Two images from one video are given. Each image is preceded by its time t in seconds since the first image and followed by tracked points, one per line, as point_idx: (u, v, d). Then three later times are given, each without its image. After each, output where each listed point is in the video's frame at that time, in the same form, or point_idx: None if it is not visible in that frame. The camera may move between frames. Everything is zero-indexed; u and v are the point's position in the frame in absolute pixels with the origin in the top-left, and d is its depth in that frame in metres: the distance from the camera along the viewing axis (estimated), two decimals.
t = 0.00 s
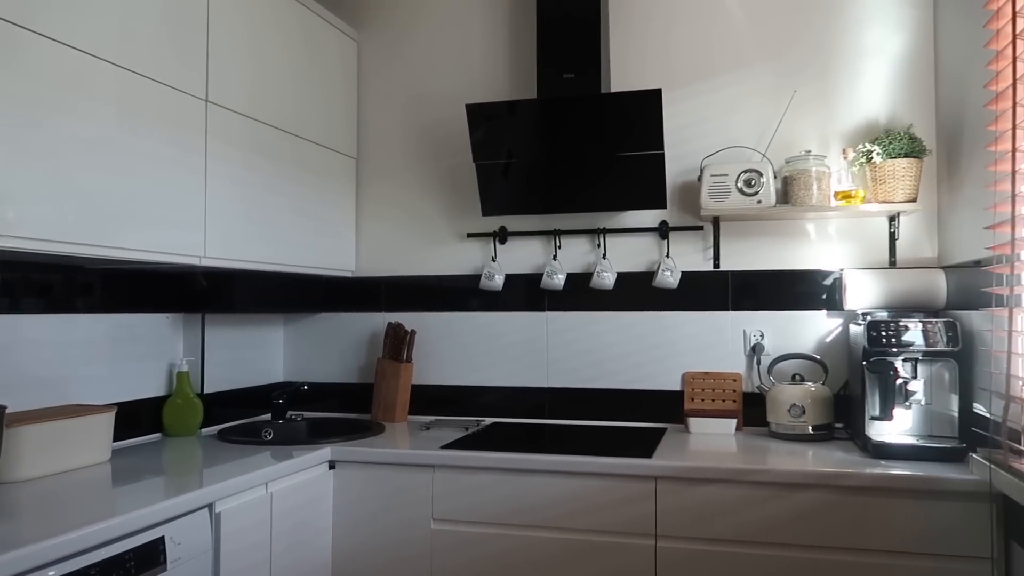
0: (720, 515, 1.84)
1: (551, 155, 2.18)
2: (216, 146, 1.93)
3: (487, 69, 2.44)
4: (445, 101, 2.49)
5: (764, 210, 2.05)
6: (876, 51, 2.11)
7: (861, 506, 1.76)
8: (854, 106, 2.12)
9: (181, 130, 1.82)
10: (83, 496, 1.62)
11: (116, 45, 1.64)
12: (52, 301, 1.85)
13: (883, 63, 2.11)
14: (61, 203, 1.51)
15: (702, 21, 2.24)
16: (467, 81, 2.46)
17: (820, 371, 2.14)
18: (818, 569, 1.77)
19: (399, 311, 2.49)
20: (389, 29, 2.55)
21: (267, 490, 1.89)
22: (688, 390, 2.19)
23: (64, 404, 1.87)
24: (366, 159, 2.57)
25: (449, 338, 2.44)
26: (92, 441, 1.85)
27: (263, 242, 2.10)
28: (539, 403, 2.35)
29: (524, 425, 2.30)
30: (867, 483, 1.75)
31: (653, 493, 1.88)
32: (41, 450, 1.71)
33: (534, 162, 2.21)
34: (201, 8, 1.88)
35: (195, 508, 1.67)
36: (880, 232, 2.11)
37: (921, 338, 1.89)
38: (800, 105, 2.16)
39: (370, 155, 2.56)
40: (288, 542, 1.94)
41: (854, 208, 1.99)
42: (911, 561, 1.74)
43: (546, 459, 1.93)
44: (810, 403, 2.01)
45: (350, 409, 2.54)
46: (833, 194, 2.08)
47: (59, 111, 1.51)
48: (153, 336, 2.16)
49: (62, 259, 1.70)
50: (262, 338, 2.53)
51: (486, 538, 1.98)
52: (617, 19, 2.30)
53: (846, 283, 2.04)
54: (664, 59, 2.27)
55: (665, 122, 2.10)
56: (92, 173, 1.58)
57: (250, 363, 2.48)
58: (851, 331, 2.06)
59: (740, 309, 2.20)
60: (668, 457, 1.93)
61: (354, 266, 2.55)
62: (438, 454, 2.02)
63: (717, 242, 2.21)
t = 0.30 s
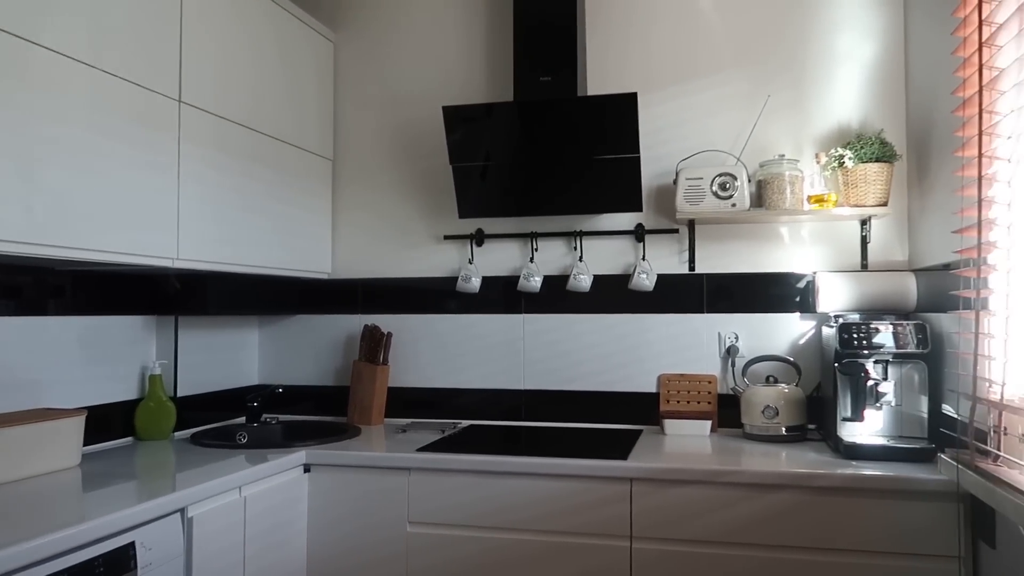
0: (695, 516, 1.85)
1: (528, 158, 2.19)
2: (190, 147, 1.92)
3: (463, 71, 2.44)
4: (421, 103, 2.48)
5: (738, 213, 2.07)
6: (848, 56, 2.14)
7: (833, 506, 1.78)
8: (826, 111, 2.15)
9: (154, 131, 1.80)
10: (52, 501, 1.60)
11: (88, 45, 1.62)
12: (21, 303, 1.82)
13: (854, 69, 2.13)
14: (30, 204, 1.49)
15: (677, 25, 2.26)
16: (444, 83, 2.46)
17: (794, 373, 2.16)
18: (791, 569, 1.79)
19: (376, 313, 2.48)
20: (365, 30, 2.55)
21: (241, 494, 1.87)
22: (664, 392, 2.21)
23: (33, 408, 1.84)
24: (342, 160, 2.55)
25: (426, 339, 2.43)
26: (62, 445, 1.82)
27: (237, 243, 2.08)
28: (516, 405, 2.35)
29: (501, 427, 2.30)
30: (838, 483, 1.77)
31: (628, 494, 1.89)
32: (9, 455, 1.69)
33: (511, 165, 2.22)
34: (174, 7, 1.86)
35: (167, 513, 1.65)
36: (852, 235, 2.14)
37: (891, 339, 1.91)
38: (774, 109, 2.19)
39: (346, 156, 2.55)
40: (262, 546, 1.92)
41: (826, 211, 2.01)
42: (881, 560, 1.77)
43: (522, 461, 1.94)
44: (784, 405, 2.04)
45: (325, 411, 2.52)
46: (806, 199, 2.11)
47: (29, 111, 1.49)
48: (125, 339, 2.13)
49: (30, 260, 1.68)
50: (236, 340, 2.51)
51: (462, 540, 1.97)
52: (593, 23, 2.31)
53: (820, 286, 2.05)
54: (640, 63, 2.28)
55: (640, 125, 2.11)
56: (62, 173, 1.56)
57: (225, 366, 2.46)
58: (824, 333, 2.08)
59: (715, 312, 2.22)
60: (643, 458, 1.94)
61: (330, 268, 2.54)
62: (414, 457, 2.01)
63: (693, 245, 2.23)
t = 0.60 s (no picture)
0: (672, 517, 1.86)
1: (508, 160, 2.19)
2: (167, 147, 1.90)
3: (444, 72, 2.44)
4: (401, 105, 2.48)
5: (716, 216, 2.08)
6: (824, 61, 2.16)
7: (809, 507, 1.80)
8: (803, 115, 2.17)
9: (130, 131, 1.79)
10: (23, 505, 1.57)
11: (62, 44, 1.60)
12: None
13: (831, 73, 2.16)
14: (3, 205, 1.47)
15: (655, 28, 2.27)
16: (424, 84, 2.46)
17: (771, 374, 2.18)
18: (767, 569, 1.80)
19: (355, 315, 2.47)
20: (345, 31, 2.54)
21: (217, 497, 1.86)
22: (643, 394, 2.21)
23: (5, 411, 1.81)
24: (321, 161, 2.54)
25: (405, 341, 2.43)
26: (34, 449, 1.79)
27: (215, 245, 2.07)
28: (496, 407, 2.35)
29: (480, 429, 2.29)
30: (814, 484, 1.78)
31: (607, 496, 1.89)
32: None
33: (491, 166, 2.22)
34: (151, 7, 1.85)
35: (141, 517, 1.63)
36: (828, 238, 2.16)
37: (866, 341, 1.94)
38: (751, 113, 2.20)
39: (326, 157, 2.54)
40: (238, 550, 1.90)
41: (803, 214, 2.03)
42: (857, 559, 1.78)
43: (501, 463, 1.94)
44: (761, 406, 2.05)
45: (304, 414, 2.51)
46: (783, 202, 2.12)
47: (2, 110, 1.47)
48: (100, 341, 2.11)
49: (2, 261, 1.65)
50: (213, 343, 2.49)
51: (441, 542, 1.97)
52: (572, 26, 2.32)
53: (796, 287, 2.09)
54: (619, 66, 2.29)
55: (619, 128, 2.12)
56: (36, 173, 1.54)
57: (202, 368, 2.44)
58: (801, 335, 2.10)
59: (693, 314, 2.23)
60: (622, 460, 1.94)
61: (309, 269, 2.52)
62: (392, 459, 2.00)
63: (671, 247, 2.24)
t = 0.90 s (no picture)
0: (648, 519, 1.86)
1: (487, 162, 2.19)
2: (141, 148, 1.88)
3: (422, 74, 2.44)
4: (379, 106, 2.47)
5: (693, 219, 2.09)
6: (798, 66, 2.19)
7: (783, 508, 1.81)
8: (779, 120, 2.19)
9: (104, 132, 1.77)
10: None
11: (35, 43, 1.58)
12: None
13: (805, 78, 2.18)
14: None
15: (632, 32, 2.28)
16: (402, 86, 2.45)
17: (746, 376, 2.20)
18: (743, 569, 1.82)
19: (333, 317, 2.46)
20: (322, 32, 2.53)
21: (190, 502, 1.84)
22: (620, 395, 2.22)
23: None
24: (299, 163, 2.53)
25: (383, 343, 2.42)
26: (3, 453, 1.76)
27: (190, 246, 2.05)
28: (474, 409, 2.34)
29: (458, 431, 2.29)
30: (788, 485, 1.80)
31: (583, 498, 1.89)
32: None
33: (470, 168, 2.21)
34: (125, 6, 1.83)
35: (113, 522, 1.61)
36: (803, 241, 2.19)
37: (840, 343, 1.95)
38: (727, 117, 2.22)
39: (303, 159, 2.52)
40: (212, 554, 1.88)
41: (779, 217, 2.04)
42: (831, 559, 1.80)
43: (479, 465, 1.93)
44: (737, 407, 2.07)
45: (280, 417, 2.49)
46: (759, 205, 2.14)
47: None
48: (73, 343, 2.08)
49: None
50: (188, 345, 2.46)
51: (418, 545, 1.96)
52: (550, 29, 2.33)
53: (771, 290, 2.10)
54: (597, 69, 2.30)
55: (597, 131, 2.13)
56: (6, 173, 1.52)
57: (177, 371, 2.41)
58: (776, 337, 2.12)
59: (670, 316, 2.24)
60: (598, 462, 1.94)
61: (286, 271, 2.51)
62: (369, 462, 1.99)
63: (649, 250, 2.25)
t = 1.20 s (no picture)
0: (626, 520, 1.87)
1: (466, 165, 2.19)
2: (115, 149, 1.86)
3: (401, 76, 2.43)
4: (358, 108, 2.46)
5: (671, 221, 2.10)
6: (775, 70, 2.20)
7: (759, 509, 1.82)
8: (756, 124, 2.21)
9: (77, 132, 1.74)
10: None
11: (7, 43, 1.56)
12: None
13: (782, 83, 2.20)
14: None
15: (611, 36, 2.29)
16: (381, 87, 2.45)
17: (724, 378, 2.21)
18: (720, 570, 1.82)
19: (311, 319, 2.45)
20: (301, 32, 2.51)
21: (165, 506, 1.82)
22: (599, 398, 2.24)
23: None
24: (277, 164, 2.51)
25: (362, 345, 2.41)
26: None
27: (165, 248, 2.02)
28: (453, 411, 2.34)
29: (438, 434, 2.29)
30: (763, 486, 1.81)
31: (561, 500, 1.89)
32: None
33: (449, 171, 2.21)
34: (99, 5, 1.81)
35: (85, 527, 1.59)
36: (779, 243, 2.21)
37: (816, 346, 1.97)
38: (705, 120, 2.24)
39: (282, 160, 2.51)
40: (187, 559, 1.86)
41: (756, 221, 2.06)
42: (806, 559, 1.81)
43: (457, 468, 1.93)
44: (714, 409, 2.08)
45: (257, 420, 2.47)
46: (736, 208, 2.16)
47: None
48: (45, 346, 2.05)
49: None
50: (164, 348, 2.44)
51: (396, 548, 1.96)
52: (529, 31, 2.33)
53: (749, 294, 2.11)
54: (576, 72, 2.31)
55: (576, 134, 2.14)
56: None
57: (152, 374, 2.39)
58: (753, 339, 2.12)
59: (649, 319, 2.25)
60: (576, 464, 1.95)
61: (264, 273, 2.49)
62: (347, 465, 1.99)
63: (628, 252, 2.26)
